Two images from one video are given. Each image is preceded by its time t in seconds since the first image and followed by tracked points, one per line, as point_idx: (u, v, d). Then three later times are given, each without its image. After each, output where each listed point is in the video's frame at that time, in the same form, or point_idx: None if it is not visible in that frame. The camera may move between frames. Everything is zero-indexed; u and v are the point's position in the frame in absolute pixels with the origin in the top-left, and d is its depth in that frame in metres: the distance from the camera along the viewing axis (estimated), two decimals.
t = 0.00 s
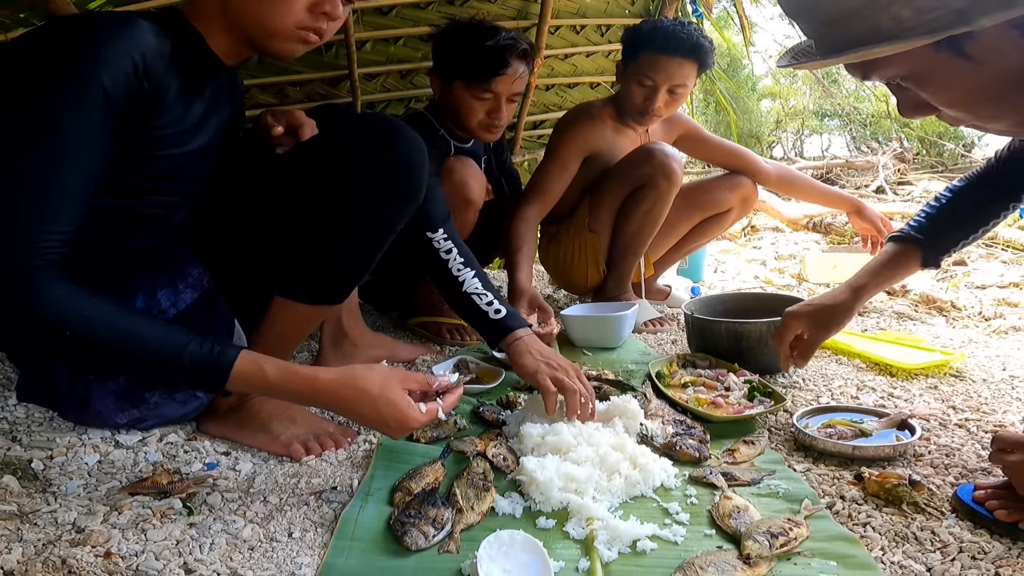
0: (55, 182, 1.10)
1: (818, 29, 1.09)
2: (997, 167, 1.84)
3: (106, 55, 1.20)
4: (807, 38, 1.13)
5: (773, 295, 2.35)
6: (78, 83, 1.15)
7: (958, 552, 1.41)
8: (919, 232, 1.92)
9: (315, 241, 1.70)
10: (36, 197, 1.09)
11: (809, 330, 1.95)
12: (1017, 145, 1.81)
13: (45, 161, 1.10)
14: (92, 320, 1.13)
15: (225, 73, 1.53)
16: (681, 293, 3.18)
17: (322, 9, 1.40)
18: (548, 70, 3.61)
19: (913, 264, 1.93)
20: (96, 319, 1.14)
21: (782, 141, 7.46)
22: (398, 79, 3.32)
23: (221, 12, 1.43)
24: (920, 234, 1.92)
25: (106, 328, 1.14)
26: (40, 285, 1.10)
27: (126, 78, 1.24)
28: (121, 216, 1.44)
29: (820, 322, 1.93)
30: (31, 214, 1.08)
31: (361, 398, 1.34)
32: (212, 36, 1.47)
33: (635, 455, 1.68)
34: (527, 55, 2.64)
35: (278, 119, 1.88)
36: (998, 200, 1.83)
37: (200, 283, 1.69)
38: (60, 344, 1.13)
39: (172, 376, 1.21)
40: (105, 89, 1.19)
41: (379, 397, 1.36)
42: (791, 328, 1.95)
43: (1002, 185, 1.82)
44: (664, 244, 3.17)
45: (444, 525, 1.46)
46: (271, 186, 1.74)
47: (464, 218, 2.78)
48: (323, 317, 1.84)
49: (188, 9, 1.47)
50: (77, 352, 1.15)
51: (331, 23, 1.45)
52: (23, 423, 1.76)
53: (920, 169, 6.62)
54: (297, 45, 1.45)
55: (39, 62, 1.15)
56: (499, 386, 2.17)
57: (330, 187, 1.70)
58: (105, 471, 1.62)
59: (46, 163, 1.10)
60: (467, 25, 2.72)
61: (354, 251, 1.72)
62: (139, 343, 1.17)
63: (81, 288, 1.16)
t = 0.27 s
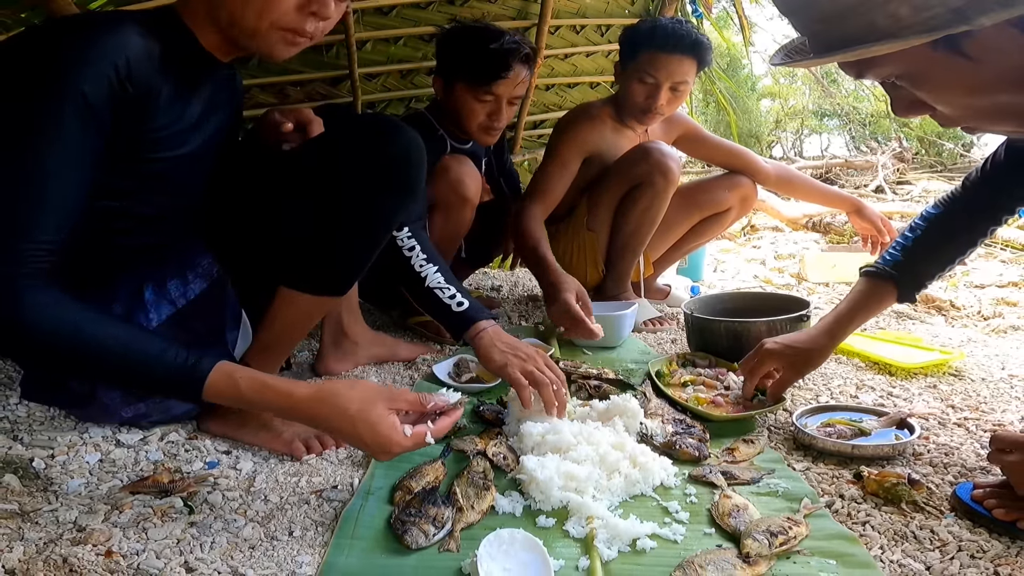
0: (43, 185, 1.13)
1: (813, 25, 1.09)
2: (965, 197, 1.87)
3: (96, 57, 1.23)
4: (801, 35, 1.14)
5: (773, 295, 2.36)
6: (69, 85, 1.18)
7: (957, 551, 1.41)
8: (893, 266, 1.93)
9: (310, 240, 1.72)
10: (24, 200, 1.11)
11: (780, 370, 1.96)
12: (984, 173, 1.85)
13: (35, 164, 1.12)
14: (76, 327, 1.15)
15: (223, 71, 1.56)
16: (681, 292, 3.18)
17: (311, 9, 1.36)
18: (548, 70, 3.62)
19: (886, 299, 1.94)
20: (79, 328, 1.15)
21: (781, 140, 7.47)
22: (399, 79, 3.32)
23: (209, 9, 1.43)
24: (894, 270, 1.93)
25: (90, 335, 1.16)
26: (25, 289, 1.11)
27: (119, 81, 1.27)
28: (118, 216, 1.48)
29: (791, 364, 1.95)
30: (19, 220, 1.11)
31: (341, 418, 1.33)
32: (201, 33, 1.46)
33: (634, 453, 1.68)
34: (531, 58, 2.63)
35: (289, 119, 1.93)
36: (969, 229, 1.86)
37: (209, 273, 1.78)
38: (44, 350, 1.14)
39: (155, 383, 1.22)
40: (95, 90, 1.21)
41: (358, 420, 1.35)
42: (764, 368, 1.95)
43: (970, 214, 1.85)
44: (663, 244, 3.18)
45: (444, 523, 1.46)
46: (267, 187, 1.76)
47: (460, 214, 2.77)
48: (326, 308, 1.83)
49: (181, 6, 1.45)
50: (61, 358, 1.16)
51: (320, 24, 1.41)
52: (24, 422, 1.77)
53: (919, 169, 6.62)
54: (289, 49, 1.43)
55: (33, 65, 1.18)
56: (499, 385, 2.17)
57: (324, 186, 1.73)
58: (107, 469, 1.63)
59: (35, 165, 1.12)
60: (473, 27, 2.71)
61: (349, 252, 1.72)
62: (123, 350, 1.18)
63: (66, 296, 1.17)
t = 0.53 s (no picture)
0: (50, 189, 1.12)
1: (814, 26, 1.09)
2: (963, 198, 1.87)
3: (105, 59, 1.22)
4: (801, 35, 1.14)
5: (772, 295, 2.36)
6: (78, 87, 1.17)
7: (955, 550, 1.42)
8: (892, 266, 1.93)
9: (312, 242, 1.70)
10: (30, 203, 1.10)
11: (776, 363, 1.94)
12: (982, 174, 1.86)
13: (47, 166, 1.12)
14: (84, 329, 1.14)
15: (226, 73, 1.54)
16: (681, 292, 3.19)
17: (341, 22, 1.43)
18: (548, 70, 3.62)
19: (883, 297, 1.94)
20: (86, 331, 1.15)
21: (780, 140, 7.48)
22: (399, 79, 3.33)
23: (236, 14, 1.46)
24: (892, 269, 1.93)
25: (98, 335, 1.15)
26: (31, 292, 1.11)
27: (127, 83, 1.26)
28: (120, 217, 1.45)
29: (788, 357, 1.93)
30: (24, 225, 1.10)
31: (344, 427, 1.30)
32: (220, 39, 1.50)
33: (634, 452, 1.69)
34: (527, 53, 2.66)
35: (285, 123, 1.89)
36: (968, 231, 1.86)
37: (188, 295, 1.73)
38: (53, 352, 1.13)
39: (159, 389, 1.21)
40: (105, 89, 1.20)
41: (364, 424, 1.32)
42: (759, 361, 1.93)
43: (968, 215, 1.86)
44: (662, 242, 3.18)
45: (444, 522, 1.47)
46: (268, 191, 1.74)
47: (459, 212, 2.76)
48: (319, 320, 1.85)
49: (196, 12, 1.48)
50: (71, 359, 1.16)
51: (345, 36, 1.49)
52: (25, 421, 1.77)
53: (918, 169, 6.62)
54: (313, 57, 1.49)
55: (35, 66, 1.16)
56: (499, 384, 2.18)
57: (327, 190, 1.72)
58: (108, 469, 1.63)
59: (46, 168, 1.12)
60: (466, 26, 2.73)
61: (353, 254, 1.73)
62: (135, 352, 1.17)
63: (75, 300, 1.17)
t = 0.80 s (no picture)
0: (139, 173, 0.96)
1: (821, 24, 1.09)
2: (974, 188, 1.87)
3: (168, 46, 1.10)
4: (807, 34, 1.15)
5: (771, 294, 2.36)
6: (147, 72, 1.03)
7: (955, 548, 1.42)
8: (897, 248, 1.93)
9: (317, 241, 1.71)
10: (132, 189, 0.94)
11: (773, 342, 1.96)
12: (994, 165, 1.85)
13: (129, 148, 0.96)
14: (178, 331, 0.95)
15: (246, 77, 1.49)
16: (680, 291, 3.20)
17: (361, 21, 1.43)
18: (548, 70, 3.62)
19: (885, 280, 1.95)
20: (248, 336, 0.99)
21: (780, 140, 7.49)
22: (400, 78, 3.33)
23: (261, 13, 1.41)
24: (896, 251, 1.93)
25: (189, 340, 0.96)
26: (152, 285, 0.95)
27: (189, 76, 1.12)
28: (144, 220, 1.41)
29: (786, 333, 1.94)
30: (131, 216, 0.93)
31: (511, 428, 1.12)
32: (241, 41, 1.43)
33: (634, 451, 1.70)
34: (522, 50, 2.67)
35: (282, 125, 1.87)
36: (976, 220, 1.86)
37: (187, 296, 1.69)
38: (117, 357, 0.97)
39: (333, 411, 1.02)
40: (172, 83, 1.07)
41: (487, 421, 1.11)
42: (755, 335, 1.97)
43: (977, 205, 1.86)
44: (660, 241, 3.19)
45: (444, 521, 1.47)
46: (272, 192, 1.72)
47: (460, 212, 2.77)
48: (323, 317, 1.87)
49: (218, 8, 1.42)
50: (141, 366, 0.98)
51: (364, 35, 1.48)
52: (26, 420, 1.78)
53: (917, 168, 6.62)
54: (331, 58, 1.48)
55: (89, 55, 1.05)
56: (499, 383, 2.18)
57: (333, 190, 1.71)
58: (108, 467, 1.63)
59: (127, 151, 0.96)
60: (461, 25, 2.74)
61: (355, 251, 1.75)
62: (236, 361, 0.97)
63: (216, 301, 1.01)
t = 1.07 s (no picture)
0: (323, 187, 1.00)
1: (824, 23, 1.10)
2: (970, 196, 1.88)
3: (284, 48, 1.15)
4: (809, 32, 1.15)
5: (771, 293, 2.37)
6: (276, 68, 1.09)
7: (954, 547, 1.42)
8: (893, 262, 1.93)
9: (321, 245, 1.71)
10: (309, 175, 1.01)
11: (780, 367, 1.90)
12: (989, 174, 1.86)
13: (285, 138, 1.02)
14: (418, 305, 0.99)
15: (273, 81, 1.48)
16: (680, 291, 3.20)
17: (396, 28, 1.48)
18: (548, 70, 3.63)
19: (883, 293, 1.93)
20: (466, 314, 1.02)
21: (779, 139, 7.49)
22: (400, 79, 3.33)
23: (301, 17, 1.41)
24: (893, 264, 1.93)
25: (434, 317, 0.99)
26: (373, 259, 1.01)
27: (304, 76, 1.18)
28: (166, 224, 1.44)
29: (792, 359, 1.89)
30: (329, 201, 1.00)
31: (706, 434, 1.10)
32: (281, 41, 1.43)
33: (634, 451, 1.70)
34: (515, 46, 2.69)
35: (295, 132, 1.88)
36: (973, 228, 1.86)
37: (206, 296, 1.66)
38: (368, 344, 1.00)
39: (529, 408, 1.02)
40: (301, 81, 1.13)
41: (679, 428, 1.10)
42: (765, 368, 1.89)
43: (973, 213, 1.86)
44: (660, 240, 3.20)
45: (445, 520, 1.47)
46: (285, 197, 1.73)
47: (458, 211, 2.77)
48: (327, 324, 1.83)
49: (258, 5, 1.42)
50: (399, 354, 1.01)
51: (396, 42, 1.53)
52: (27, 420, 1.78)
53: (916, 168, 6.63)
54: (365, 63, 1.50)
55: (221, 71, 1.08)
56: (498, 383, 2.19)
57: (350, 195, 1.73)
58: (109, 467, 1.64)
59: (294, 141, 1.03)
60: (453, 24, 2.75)
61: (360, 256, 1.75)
62: (466, 341, 1.00)
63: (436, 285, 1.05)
